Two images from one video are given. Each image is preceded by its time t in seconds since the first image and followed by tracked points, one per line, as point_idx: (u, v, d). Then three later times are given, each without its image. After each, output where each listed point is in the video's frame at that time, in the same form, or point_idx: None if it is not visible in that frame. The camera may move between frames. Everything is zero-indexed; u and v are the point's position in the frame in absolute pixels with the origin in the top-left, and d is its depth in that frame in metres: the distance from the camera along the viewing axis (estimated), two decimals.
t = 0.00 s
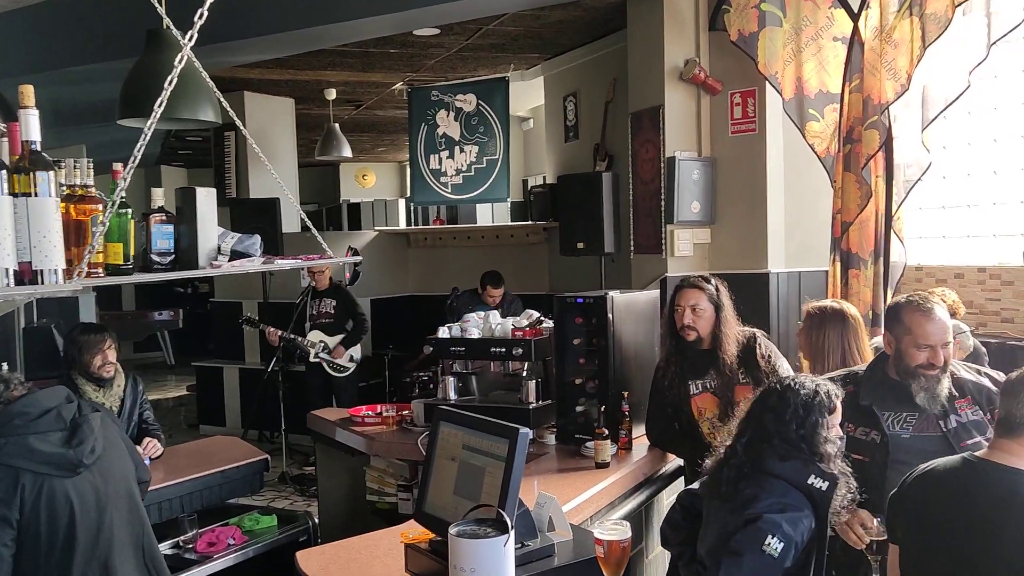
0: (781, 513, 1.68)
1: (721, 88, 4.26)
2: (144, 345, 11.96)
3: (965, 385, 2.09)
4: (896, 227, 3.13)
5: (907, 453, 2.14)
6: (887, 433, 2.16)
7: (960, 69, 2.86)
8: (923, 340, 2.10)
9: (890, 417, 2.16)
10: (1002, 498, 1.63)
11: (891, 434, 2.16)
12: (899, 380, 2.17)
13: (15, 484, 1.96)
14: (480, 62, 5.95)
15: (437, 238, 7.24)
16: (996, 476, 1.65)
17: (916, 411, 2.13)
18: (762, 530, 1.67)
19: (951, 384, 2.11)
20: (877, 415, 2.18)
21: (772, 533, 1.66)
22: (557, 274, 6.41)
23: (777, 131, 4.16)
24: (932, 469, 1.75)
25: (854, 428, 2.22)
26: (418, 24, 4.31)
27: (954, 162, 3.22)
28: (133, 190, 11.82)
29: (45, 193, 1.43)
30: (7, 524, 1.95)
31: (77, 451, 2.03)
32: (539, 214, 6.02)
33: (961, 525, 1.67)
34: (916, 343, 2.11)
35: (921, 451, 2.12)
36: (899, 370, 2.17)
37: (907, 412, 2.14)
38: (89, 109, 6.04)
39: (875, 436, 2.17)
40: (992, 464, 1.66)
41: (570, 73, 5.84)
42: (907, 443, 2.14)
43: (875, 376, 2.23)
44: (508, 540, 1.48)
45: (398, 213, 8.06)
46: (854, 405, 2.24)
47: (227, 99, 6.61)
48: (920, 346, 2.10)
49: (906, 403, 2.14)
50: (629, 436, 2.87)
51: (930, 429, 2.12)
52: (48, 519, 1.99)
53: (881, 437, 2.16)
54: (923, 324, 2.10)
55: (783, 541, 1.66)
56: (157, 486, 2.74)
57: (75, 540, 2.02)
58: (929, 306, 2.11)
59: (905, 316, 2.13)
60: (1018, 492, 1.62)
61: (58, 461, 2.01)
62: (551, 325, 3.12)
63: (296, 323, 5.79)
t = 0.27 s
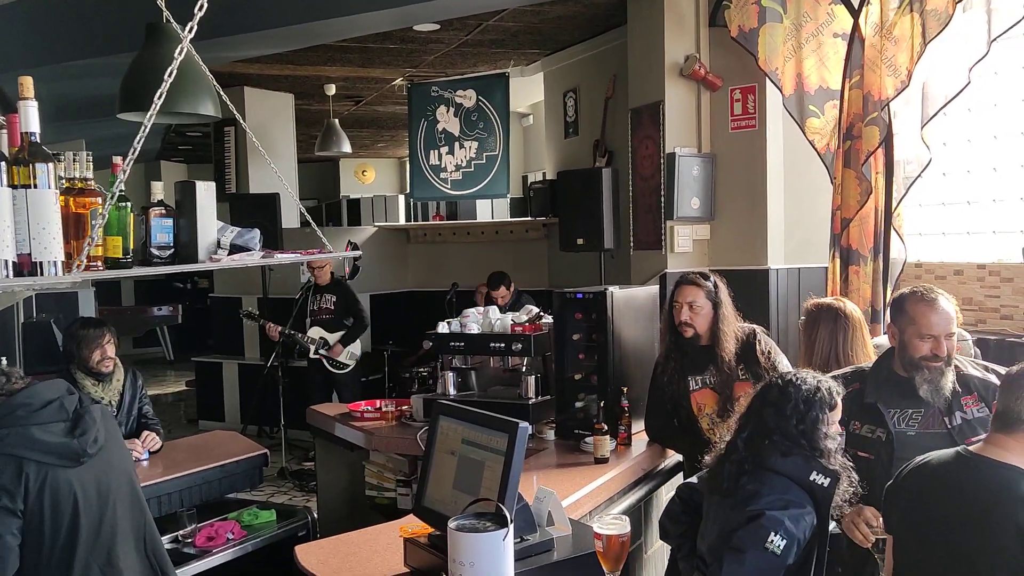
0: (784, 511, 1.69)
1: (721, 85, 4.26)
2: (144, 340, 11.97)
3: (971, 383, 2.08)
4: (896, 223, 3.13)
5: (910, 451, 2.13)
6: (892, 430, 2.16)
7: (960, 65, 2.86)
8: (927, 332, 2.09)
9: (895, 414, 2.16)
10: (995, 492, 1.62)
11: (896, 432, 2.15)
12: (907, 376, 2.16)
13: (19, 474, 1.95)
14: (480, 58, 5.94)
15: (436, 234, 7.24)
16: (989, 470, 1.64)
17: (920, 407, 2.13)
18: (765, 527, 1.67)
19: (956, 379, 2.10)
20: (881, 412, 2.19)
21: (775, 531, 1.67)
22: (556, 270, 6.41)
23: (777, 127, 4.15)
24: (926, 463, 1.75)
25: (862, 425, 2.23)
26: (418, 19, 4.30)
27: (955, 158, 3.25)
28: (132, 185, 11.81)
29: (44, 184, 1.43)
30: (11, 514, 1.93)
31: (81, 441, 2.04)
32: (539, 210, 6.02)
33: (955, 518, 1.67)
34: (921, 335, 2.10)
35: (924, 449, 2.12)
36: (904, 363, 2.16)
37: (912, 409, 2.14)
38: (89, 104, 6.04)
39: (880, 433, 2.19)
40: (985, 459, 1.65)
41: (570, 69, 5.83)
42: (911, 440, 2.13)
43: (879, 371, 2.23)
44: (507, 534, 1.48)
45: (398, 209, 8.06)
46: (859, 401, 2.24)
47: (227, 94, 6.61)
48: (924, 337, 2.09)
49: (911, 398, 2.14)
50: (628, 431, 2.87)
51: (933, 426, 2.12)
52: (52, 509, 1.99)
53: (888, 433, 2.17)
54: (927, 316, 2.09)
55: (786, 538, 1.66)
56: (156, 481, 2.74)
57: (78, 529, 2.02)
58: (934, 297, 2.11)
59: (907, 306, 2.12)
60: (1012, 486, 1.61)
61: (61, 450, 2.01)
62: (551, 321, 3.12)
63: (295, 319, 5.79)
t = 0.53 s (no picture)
0: (785, 508, 1.68)
1: (722, 81, 4.24)
2: (144, 336, 11.97)
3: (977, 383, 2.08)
4: (899, 221, 3.12)
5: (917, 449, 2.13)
6: (898, 426, 2.16)
7: (962, 62, 2.85)
8: (932, 326, 2.09)
9: (902, 411, 2.16)
10: (991, 488, 1.61)
11: (901, 431, 2.15)
12: (914, 374, 2.16)
13: (26, 466, 1.94)
14: (481, 55, 5.92)
15: (437, 231, 7.23)
16: (986, 465, 1.64)
17: (927, 404, 2.13)
18: (766, 524, 1.67)
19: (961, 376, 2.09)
20: (887, 409, 2.19)
21: (776, 528, 1.66)
22: (557, 267, 6.40)
23: (778, 124, 4.15)
24: (922, 457, 1.75)
25: (869, 423, 2.22)
26: (419, 15, 4.29)
27: (957, 157, 3.24)
28: (132, 181, 11.79)
29: (44, 179, 1.44)
30: (19, 508, 1.91)
31: (86, 432, 2.05)
32: (540, 207, 6.01)
33: (951, 514, 1.66)
34: (926, 329, 2.10)
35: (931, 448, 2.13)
36: (910, 359, 2.15)
37: (918, 406, 2.14)
38: (88, 100, 6.02)
39: (887, 430, 2.18)
40: (981, 455, 1.65)
41: (571, 66, 5.82)
42: (918, 438, 2.13)
43: (885, 368, 2.22)
44: (509, 532, 1.48)
45: (399, 206, 8.05)
46: (866, 399, 2.24)
47: (227, 90, 6.60)
48: (930, 330, 2.09)
49: (917, 395, 2.15)
50: (629, 429, 2.86)
51: (939, 424, 2.12)
52: (59, 501, 1.98)
53: (896, 432, 2.16)
54: (933, 309, 2.09)
55: (787, 535, 1.66)
56: (156, 477, 2.74)
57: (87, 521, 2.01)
58: (940, 292, 2.10)
59: (915, 300, 2.12)
60: (1007, 482, 1.61)
61: (68, 442, 2.02)
62: (552, 318, 3.11)
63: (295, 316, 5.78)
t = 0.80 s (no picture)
0: (769, 497, 1.69)
1: (723, 79, 4.24)
2: (146, 333, 11.99)
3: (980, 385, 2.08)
4: (901, 219, 3.12)
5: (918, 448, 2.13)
6: (898, 426, 2.15)
7: (965, 60, 2.84)
8: (940, 326, 2.08)
9: (901, 411, 2.16)
10: (980, 484, 1.61)
11: (902, 430, 2.14)
12: (915, 373, 2.15)
13: (28, 464, 1.94)
14: (482, 53, 5.92)
15: (438, 229, 7.22)
16: (975, 462, 1.64)
17: (928, 403, 2.13)
18: (755, 516, 1.67)
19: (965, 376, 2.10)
20: (887, 408, 2.18)
21: (765, 519, 1.66)
22: (558, 265, 6.40)
23: (780, 122, 4.14)
24: (914, 454, 1.75)
25: (870, 422, 2.22)
26: (419, 13, 4.29)
27: (959, 154, 3.24)
28: (134, 178, 11.79)
29: (44, 176, 1.44)
30: (21, 506, 1.91)
31: (87, 430, 2.06)
32: (540, 205, 6.01)
33: (941, 510, 1.66)
34: (933, 329, 2.09)
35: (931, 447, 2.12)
36: (913, 358, 2.15)
37: (919, 406, 2.13)
38: (89, 98, 6.03)
39: (887, 430, 2.18)
40: (971, 451, 1.65)
41: (572, 64, 5.81)
42: (919, 437, 2.12)
43: (887, 367, 2.22)
44: (509, 530, 1.48)
45: (399, 203, 8.05)
46: (867, 398, 2.24)
47: (228, 88, 6.60)
48: (937, 331, 2.08)
49: (918, 395, 2.14)
50: (630, 427, 2.86)
51: (939, 424, 2.12)
52: (61, 499, 1.98)
53: (896, 431, 2.15)
54: (941, 310, 2.08)
55: (777, 526, 1.66)
56: (157, 475, 2.74)
57: (90, 518, 2.01)
58: (949, 293, 2.09)
59: (923, 300, 2.11)
60: (996, 479, 1.61)
61: (69, 440, 2.02)
62: (553, 316, 3.12)
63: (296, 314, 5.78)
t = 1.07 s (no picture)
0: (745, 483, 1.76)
1: (724, 79, 4.24)
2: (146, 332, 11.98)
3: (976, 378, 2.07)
4: (901, 219, 3.13)
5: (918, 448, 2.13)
6: (898, 425, 2.15)
7: (966, 59, 2.85)
8: (931, 327, 2.08)
9: (902, 410, 2.16)
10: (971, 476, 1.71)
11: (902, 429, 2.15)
12: (910, 373, 2.15)
13: (27, 467, 1.95)
14: (483, 52, 5.92)
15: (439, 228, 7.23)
16: (966, 456, 1.73)
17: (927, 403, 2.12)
18: (729, 499, 1.74)
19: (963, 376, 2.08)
20: (887, 407, 2.19)
21: (739, 502, 1.73)
22: (559, 265, 6.40)
23: (780, 121, 4.14)
24: (908, 450, 1.85)
25: (870, 421, 2.22)
26: (420, 12, 4.29)
27: (959, 154, 3.24)
28: (134, 177, 11.78)
29: (45, 175, 1.44)
30: (21, 509, 1.92)
31: (86, 432, 2.06)
32: (541, 204, 6.01)
33: (937, 503, 1.75)
34: (926, 329, 2.09)
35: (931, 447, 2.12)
36: (909, 358, 2.14)
37: (919, 405, 2.13)
38: (91, 97, 6.03)
39: (887, 429, 2.18)
40: (962, 447, 1.75)
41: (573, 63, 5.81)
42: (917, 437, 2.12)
43: (885, 366, 2.22)
44: (510, 528, 1.48)
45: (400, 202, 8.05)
46: (867, 397, 2.24)
47: (229, 86, 6.60)
48: (930, 331, 2.08)
49: (915, 395, 2.14)
50: (631, 426, 2.86)
51: (937, 423, 2.11)
52: (60, 502, 1.98)
53: (896, 429, 2.16)
54: (934, 310, 2.07)
55: (749, 509, 1.73)
56: (157, 474, 2.74)
57: (90, 520, 2.01)
58: (942, 292, 2.09)
59: (915, 300, 2.10)
60: (985, 471, 1.70)
61: (68, 442, 2.03)
62: (553, 315, 3.12)
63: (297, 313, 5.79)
